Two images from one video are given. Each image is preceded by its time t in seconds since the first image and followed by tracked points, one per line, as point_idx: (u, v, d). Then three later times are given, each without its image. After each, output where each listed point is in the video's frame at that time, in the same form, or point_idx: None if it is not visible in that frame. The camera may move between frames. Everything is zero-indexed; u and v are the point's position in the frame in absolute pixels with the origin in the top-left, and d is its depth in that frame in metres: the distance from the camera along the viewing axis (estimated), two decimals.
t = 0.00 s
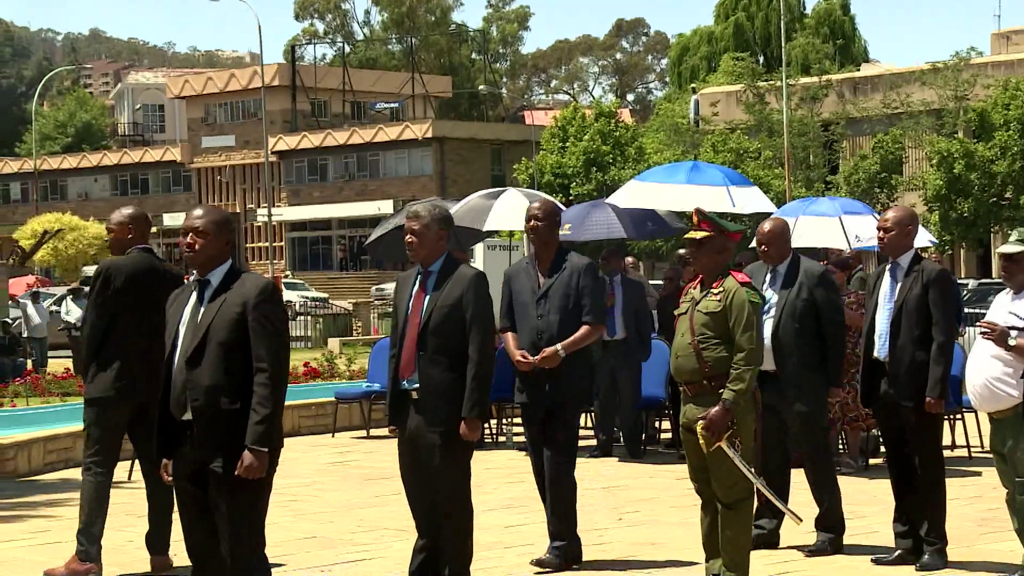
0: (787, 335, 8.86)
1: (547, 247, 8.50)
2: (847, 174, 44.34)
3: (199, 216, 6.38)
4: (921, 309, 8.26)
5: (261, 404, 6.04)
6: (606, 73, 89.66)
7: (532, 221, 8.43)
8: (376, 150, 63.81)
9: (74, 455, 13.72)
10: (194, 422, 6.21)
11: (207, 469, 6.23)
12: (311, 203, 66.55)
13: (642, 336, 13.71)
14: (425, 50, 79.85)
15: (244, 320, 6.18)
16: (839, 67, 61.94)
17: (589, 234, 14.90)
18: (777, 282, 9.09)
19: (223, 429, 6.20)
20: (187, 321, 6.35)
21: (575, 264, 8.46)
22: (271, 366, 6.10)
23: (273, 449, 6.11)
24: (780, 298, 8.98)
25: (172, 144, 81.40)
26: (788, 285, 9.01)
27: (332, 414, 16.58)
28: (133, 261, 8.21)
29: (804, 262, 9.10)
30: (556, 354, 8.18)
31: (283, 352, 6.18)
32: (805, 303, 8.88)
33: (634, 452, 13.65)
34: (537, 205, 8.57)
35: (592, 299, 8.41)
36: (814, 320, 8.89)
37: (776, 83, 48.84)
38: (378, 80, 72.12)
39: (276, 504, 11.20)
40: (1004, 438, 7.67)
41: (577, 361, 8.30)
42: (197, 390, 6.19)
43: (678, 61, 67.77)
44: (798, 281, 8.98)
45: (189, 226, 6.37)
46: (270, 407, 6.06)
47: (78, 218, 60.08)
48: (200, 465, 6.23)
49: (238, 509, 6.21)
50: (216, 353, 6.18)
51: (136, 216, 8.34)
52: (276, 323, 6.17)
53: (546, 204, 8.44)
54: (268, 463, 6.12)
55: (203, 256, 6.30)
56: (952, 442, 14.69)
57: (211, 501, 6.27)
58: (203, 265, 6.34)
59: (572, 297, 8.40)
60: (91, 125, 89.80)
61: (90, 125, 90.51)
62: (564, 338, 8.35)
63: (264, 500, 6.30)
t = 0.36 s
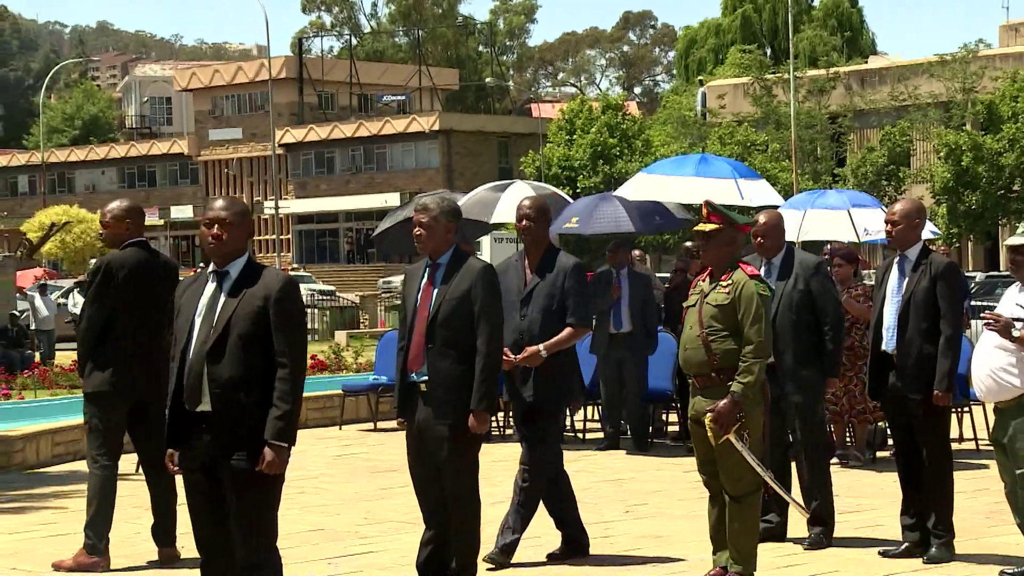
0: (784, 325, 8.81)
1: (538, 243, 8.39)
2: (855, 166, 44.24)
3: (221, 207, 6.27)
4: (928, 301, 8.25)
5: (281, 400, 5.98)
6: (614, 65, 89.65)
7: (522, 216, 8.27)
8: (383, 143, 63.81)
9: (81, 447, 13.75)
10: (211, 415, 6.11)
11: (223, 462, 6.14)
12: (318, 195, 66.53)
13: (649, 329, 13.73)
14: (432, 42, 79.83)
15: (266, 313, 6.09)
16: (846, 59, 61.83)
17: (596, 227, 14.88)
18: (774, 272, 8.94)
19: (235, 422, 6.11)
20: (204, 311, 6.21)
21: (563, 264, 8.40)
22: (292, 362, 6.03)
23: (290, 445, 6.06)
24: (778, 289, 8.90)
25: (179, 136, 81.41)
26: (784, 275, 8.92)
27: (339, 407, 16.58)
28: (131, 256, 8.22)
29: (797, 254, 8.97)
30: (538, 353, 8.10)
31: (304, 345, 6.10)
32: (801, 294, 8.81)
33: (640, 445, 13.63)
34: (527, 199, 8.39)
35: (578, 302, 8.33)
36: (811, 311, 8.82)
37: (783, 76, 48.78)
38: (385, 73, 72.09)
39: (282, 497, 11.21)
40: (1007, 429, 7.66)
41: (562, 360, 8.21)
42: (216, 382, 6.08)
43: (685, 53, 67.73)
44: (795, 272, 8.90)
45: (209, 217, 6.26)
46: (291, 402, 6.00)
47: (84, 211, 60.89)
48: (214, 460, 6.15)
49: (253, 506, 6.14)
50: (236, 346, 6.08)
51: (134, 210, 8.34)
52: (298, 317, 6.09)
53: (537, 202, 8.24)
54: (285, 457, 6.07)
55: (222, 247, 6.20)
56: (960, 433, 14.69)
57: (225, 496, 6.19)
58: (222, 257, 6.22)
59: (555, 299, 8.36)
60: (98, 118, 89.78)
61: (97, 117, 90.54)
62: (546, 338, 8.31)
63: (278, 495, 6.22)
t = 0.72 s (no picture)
0: (792, 317, 8.79)
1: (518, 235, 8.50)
2: (858, 158, 44.21)
3: (233, 197, 6.20)
4: (932, 294, 8.24)
5: (293, 393, 5.96)
6: (616, 57, 89.61)
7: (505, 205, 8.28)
8: (386, 135, 63.79)
9: (84, 439, 13.78)
10: (222, 406, 6.07)
11: (232, 454, 6.11)
12: (321, 186, 66.49)
13: (651, 321, 13.68)
14: (435, 34, 79.81)
15: (277, 307, 6.05)
16: (850, 50, 61.78)
17: (599, 219, 14.90)
18: (784, 263, 8.96)
19: (245, 415, 6.06)
20: (216, 303, 6.16)
21: (545, 259, 8.54)
22: (304, 356, 6.00)
23: (301, 438, 6.04)
24: (787, 279, 8.89)
25: (182, 128, 81.34)
26: (794, 265, 8.90)
27: (342, 398, 16.60)
28: (129, 247, 8.22)
29: (809, 246, 8.95)
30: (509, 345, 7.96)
31: (314, 338, 6.07)
32: (810, 286, 8.80)
33: (642, 436, 13.63)
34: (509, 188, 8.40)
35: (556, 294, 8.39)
36: (820, 302, 8.81)
37: (786, 67, 48.70)
38: (388, 64, 72.05)
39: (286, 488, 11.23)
40: (1011, 421, 7.64)
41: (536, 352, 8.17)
42: (227, 375, 6.05)
43: (688, 44, 67.74)
44: (805, 264, 8.88)
45: (221, 207, 6.20)
46: (302, 397, 5.98)
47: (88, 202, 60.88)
48: (223, 452, 6.13)
49: (262, 498, 6.13)
50: (248, 340, 6.04)
51: (131, 199, 8.31)
52: (308, 311, 6.05)
53: (519, 192, 8.28)
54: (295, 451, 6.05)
55: (233, 237, 6.13)
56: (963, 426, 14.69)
57: (232, 488, 6.18)
58: (233, 249, 6.16)
59: (533, 293, 8.47)
60: (101, 109, 89.71)
61: (100, 109, 90.45)
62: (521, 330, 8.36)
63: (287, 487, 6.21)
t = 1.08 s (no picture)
0: (804, 312, 8.78)
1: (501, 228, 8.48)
2: (859, 151, 44.18)
3: (241, 191, 6.20)
4: (933, 286, 8.24)
5: (298, 389, 5.97)
6: (618, 50, 89.57)
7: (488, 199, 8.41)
8: (387, 128, 63.78)
9: (85, 432, 13.79)
10: (227, 401, 6.07)
11: (237, 450, 6.11)
12: (322, 180, 66.45)
13: (653, 313, 13.68)
14: (436, 27, 79.74)
15: (283, 303, 6.06)
16: (851, 43, 61.73)
17: (600, 213, 14.88)
18: (796, 257, 8.94)
19: (251, 410, 6.07)
20: (221, 297, 6.16)
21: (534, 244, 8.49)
22: (308, 352, 6.02)
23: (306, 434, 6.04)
24: (798, 273, 8.89)
25: (182, 122, 81.29)
26: (806, 259, 8.89)
27: (343, 392, 16.60)
28: (128, 240, 8.23)
29: (822, 239, 8.94)
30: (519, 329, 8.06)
31: (319, 334, 6.08)
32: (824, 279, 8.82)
33: (642, 429, 13.62)
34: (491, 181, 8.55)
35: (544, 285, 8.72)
36: (830, 295, 8.84)
37: (788, 61, 48.65)
38: (389, 57, 72.00)
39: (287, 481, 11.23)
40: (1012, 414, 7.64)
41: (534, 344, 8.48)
42: (232, 371, 6.05)
43: (690, 37, 67.74)
44: (817, 257, 8.88)
45: (228, 201, 6.20)
46: (306, 393, 5.98)
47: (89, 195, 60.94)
48: (228, 446, 6.13)
49: (266, 494, 6.13)
50: (253, 334, 6.04)
51: (130, 193, 8.33)
52: (314, 307, 6.06)
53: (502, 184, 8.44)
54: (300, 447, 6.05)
55: (241, 232, 6.14)
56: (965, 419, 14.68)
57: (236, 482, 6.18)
58: (240, 244, 6.16)
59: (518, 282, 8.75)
60: (102, 103, 89.62)
61: (101, 102, 90.31)
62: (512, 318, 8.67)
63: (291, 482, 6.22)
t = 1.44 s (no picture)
0: (803, 312, 8.79)
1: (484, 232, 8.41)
2: (855, 151, 44.17)
3: (231, 190, 6.20)
4: (931, 284, 8.23)
5: (288, 385, 5.95)
6: (615, 49, 89.57)
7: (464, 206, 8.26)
8: (383, 127, 63.81)
9: (81, 432, 13.77)
10: (220, 400, 6.06)
11: (230, 447, 6.10)
12: (318, 179, 66.39)
13: (649, 313, 13.69)
14: (432, 26, 79.71)
15: (273, 299, 6.06)
16: (848, 42, 61.76)
17: (598, 212, 14.86)
18: (795, 257, 8.94)
19: (243, 406, 6.05)
20: (212, 295, 6.15)
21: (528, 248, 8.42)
22: (299, 347, 6.00)
23: (298, 429, 6.03)
24: (796, 273, 8.89)
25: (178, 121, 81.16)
26: (804, 260, 8.89)
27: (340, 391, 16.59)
28: (123, 239, 8.22)
29: (821, 238, 8.94)
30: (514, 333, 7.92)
31: (310, 330, 6.07)
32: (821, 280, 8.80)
33: (639, 427, 13.64)
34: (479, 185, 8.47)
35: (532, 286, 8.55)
36: (828, 296, 8.83)
37: (784, 60, 48.62)
38: (386, 56, 71.98)
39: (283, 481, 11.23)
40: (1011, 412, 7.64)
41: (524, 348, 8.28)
42: (225, 367, 6.04)
43: (686, 36, 67.78)
44: (816, 258, 8.88)
45: (219, 199, 6.20)
46: (297, 388, 5.97)
47: (85, 195, 60.90)
48: (220, 443, 6.11)
49: (259, 491, 6.12)
50: (245, 331, 6.03)
51: (125, 191, 8.32)
52: (303, 303, 6.06)
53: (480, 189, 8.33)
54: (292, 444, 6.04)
55: (232, 229, 6.14)
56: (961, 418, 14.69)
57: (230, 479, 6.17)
58: (231, 242, 6.16)
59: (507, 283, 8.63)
60: (98, 101, 89.45)
61: (97, 101, 90.12)
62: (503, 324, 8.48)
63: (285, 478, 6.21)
